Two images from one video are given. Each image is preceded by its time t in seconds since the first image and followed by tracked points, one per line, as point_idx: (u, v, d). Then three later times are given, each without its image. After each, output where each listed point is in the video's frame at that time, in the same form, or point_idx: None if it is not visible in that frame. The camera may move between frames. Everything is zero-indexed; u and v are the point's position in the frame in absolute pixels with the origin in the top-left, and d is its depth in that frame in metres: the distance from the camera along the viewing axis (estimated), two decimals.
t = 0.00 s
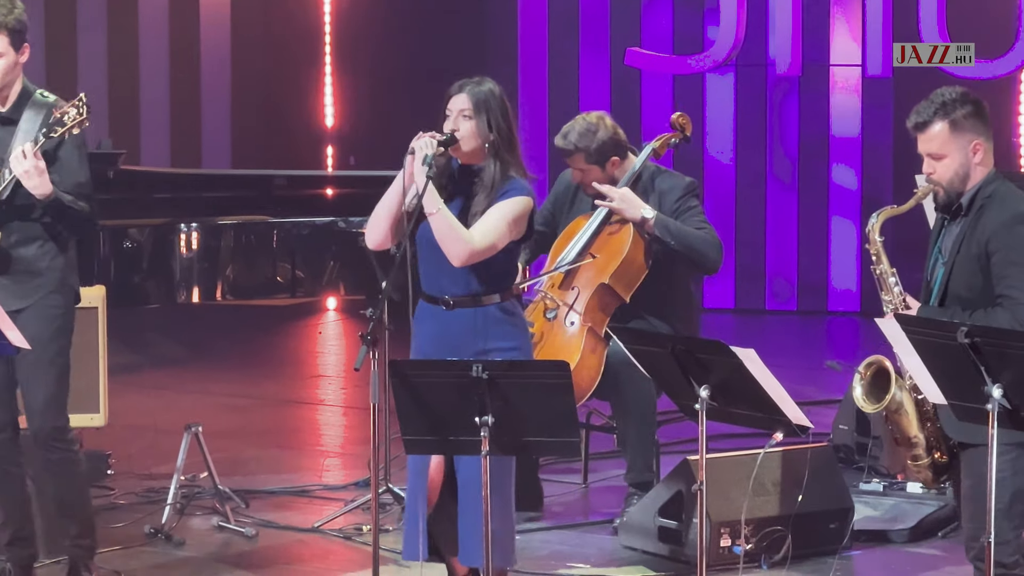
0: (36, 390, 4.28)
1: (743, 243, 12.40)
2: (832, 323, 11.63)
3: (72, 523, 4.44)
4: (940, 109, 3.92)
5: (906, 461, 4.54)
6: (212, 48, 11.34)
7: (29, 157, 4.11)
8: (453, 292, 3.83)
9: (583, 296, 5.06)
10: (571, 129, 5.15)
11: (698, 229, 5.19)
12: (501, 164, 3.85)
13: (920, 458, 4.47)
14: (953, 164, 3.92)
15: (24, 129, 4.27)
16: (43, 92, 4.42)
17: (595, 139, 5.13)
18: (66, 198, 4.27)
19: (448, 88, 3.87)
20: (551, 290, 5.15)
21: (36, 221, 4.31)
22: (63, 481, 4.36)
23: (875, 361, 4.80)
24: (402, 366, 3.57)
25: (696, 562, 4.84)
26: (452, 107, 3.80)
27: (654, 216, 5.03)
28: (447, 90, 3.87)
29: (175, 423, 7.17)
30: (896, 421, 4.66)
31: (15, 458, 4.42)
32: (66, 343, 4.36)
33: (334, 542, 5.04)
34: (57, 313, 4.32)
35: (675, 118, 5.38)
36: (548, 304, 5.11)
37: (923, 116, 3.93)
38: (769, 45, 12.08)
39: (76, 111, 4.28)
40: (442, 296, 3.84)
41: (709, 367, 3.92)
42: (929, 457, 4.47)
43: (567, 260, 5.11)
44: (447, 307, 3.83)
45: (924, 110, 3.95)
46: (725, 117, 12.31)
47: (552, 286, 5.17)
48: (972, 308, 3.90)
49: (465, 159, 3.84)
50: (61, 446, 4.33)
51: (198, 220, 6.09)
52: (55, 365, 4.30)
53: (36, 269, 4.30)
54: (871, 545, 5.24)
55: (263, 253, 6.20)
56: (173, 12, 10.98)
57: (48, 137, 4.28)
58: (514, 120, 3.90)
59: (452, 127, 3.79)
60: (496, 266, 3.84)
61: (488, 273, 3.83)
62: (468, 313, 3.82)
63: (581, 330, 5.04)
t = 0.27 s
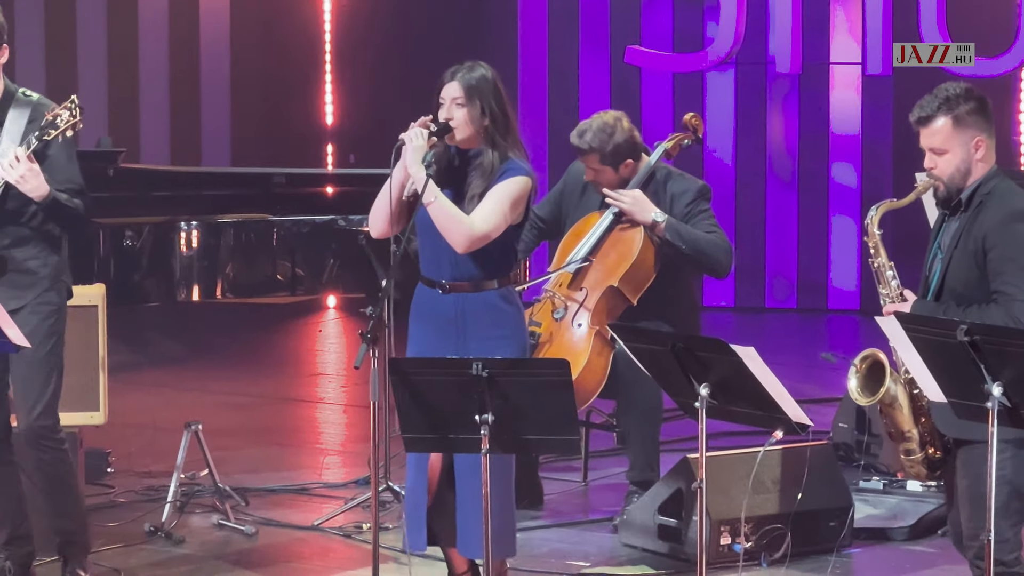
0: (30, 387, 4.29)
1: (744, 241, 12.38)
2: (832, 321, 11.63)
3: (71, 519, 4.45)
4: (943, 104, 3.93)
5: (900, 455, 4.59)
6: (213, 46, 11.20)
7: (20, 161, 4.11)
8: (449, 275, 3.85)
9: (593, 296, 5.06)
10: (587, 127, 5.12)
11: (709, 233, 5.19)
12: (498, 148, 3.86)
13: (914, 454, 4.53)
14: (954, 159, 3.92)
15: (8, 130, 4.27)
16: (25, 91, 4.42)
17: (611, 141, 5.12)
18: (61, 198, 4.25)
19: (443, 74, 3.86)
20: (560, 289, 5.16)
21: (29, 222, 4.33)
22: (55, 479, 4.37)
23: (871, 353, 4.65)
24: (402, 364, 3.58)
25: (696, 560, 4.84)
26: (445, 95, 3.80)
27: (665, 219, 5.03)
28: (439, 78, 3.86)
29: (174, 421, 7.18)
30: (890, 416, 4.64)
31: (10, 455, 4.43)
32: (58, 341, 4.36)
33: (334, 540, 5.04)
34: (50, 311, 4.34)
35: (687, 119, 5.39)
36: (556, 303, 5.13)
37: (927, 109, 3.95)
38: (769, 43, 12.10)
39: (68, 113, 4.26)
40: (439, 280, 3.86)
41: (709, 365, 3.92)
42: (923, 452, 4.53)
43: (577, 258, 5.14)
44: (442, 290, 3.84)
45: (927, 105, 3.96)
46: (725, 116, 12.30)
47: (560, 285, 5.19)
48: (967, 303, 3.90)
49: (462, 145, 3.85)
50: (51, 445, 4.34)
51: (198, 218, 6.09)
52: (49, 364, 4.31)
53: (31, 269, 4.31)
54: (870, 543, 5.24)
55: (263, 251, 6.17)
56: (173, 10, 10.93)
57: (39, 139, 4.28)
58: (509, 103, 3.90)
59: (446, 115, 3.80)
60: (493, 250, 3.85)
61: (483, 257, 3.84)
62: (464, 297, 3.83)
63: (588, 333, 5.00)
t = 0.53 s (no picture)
0: (30, 385, 4.28)
1: (744, 239, 12.41)
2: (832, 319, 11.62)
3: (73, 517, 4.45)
4: (947, 97, 3.91)
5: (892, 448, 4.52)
6: (212, 47, 11.20)
7: (20, 159, 4.11)
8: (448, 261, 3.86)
9: (592, 296, 5.05)
10: (593, 122, 5.13)
11: (709, 231, 5.16)
12: (493, 135, 3.87)
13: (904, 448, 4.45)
14: (955, 153, 3.92)
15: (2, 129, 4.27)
16: (18, 88, 4.43)
17: (618, 136, 5.12)
18: (60, 194, 4.26)
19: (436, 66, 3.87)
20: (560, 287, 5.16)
21: (26, 220, 4.33)
22: (54, 477, 4.36)
23: (865, 344, 4.74)
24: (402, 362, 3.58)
25: (696, 558, 4.85)
26: (438, 88, 3.81)
27: (665, 216, 5.05)
28: (435, 67, 3.87)
29: (174, 419, 7.17)
30: (881, 407, 4.61)
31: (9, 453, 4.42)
32: (58, 337, 4.36)
33: (334, 538, 5.05)
34: (48, 307, 4.34)
35: (689, 117, 5.35)
36: (556, 301, 5.11)
37: (930, 102, 3.92)
38: (769, 41, 12.10)
39: (63, 111, 4.28)
40: (439, 263, 3.87)
41: (710, 363, 3.92)
42: (913, 446, 4.44)
43: (579, 256, 5.15)
44: (444, 276, 3.85)
45: (932, 97, 3.93)
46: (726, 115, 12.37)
47: (560, 283, 5.18)
48: (963, 296, 3.90)
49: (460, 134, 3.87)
50: (52, 442, 4.33)
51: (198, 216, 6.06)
52: (48, 361, 4.31)
53: (30, 266, 4.32)
54: (871, 541, 5.23)
55: (263, 249, 6.18)
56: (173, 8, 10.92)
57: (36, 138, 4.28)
58: (505, 90, 3.89)
59: (441, 108, 3.81)
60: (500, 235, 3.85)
61: (492, 239, 3.84)
62: (462, 283, 3.84)
63: (588, 331, 4.99)
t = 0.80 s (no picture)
0: (32, 382, 4.28)
1: (743, 238, 12.42)
2: (832, 317, 11.62)
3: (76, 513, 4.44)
4: (940, 94, 3.93)
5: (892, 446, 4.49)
6: (211, 48, 11.19)
7: (16, 152, 4.10)
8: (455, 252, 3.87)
9: (584, 291, 4.95)
10: (582, 116, 5.11)
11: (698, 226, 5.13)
12: (490, 130, 3.90)
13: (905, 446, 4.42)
14: (950, 150, 3.92)
15: (4, 124, 4.25)
16: (21, 85, 4.39)
17: (607, 130, 5.09)
18: (60, 188, 4.25)
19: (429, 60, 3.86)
20: (550, 284, 5.05)
21: (26, 215, 4.33)
22: (55, 475, 4.36)
23: (866, 344, 4.64)
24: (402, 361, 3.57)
25: (696, 557, 4.85)
26: (434, 83, 3.80)
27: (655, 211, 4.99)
28: (431, 61, 3.87)
29: (173, 418, 7.16)
30: (882, 406, 4.55)
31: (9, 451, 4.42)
32: (58, 334, 4.36)
33: (334, 537, 5.05)
34: (48, 304, 4.34)
35: (677, 110, 5.13)
36: (548, 299, 4.99)
37: (923, 100, 3.95)
38: (769, 40, 12.11)
39: (60, 103, 4.28)
40: (444, 256, 3.88)
41: (708, 361, 3.93)
42: (913, 444, 4.41)
43: (570, 251, 5.09)
44: (448, 268, 3.86)
45: (925, 95, 3.97)
46: (725, 114, 12.37)
47: (551, 279, 5.08)
48: (963, 293, 3.88)
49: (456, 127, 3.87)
50: (57, 441, 4.32)
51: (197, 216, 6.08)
52: (50, 359, 4.31)
53: (29, 264, 4.31)
54: (870, 539, 5.22)
55: (262, 249, 6.16)
56: (173, 7, 10.90)
57: (34, 132, 4.28)
58: (501, 85, 3.91)
59: (436, 102, 3.80)
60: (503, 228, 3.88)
61: (496, 232, 3.87)
62: (467, 275, 3.85)
63: (581, 326, 4.89)
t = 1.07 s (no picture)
0: (37, 381, 4.29)
1: (741, 236, 12.44)
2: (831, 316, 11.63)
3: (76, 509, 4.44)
4: (931, 96, 3.93)
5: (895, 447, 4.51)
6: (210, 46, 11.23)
7: (20, 149, 4.09)
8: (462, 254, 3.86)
9: (578, 286, 5.01)
10: (562, 117, 5.06)
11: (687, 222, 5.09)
12: (490, 129, 3.88)
13: (907, 446, 4.44)
14: (943, 151, 3.94)
15: (16, 121, 4.27)
16: (34, 84, 4.41)
17: (586, 127, 5.04)
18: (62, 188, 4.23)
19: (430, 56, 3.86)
20: (544, 279, 5.10)
21: (32, 212, 4.32)
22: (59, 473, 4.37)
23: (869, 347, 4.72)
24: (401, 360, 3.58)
25: (695, 555, 4.85)
26: (434, 79, 3.81)
27: (645, 205, 4.97)
28: (431, 59, 3.87)
29: (172, 416, 7.17)
30: (886, 408, 4.57)
31: (11, 450, 4.42)
32: (63, 335, 4.35)
33: (333, 535, 5.05)
34: (55, 305, 4.33)
35: (665, 105, 5.21)
36: (540, 295, 5.06)
37: (914, 102, 3.96)
38: (769, 38, 12.10)
39: (66, 99, 4.28)
40: (450, 258, 3.87)
41: (708, 359, 3.95)
42: (916, 444, 4.42)
43: (562, 248, 5.08)
44: (455, 270, 3.85)
45: (915, 97, 3.98)
46: (724, 111, 12.36)
47: (544, 276, 5.11)
48: (964, 293, 3.89)
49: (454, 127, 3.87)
50: (63, 440, 4.33)
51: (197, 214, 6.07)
52: (54, 360, 4.30)
53: (34, 262, 4.29)
54: (870, 537, 5.22)
55: (262, 247, 6.15)
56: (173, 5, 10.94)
57: (40, 129, 4.28)
58: (501, 85, 3.91)
59: (435, 99, 3.80)
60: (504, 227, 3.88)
61: (501, 234, 3.88)
62: (475, 278, 3.85)
63: (576, 321, 4.99)
